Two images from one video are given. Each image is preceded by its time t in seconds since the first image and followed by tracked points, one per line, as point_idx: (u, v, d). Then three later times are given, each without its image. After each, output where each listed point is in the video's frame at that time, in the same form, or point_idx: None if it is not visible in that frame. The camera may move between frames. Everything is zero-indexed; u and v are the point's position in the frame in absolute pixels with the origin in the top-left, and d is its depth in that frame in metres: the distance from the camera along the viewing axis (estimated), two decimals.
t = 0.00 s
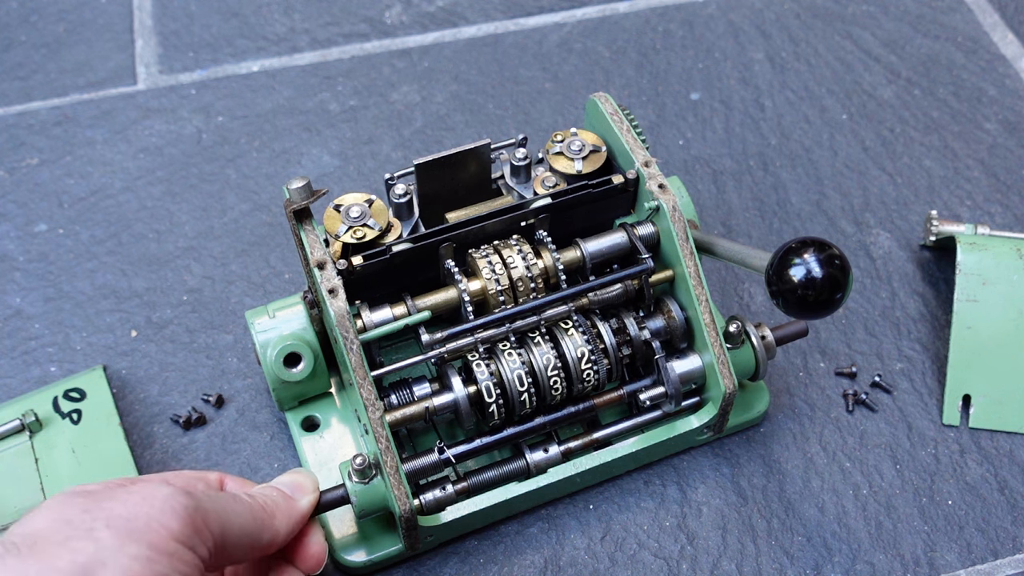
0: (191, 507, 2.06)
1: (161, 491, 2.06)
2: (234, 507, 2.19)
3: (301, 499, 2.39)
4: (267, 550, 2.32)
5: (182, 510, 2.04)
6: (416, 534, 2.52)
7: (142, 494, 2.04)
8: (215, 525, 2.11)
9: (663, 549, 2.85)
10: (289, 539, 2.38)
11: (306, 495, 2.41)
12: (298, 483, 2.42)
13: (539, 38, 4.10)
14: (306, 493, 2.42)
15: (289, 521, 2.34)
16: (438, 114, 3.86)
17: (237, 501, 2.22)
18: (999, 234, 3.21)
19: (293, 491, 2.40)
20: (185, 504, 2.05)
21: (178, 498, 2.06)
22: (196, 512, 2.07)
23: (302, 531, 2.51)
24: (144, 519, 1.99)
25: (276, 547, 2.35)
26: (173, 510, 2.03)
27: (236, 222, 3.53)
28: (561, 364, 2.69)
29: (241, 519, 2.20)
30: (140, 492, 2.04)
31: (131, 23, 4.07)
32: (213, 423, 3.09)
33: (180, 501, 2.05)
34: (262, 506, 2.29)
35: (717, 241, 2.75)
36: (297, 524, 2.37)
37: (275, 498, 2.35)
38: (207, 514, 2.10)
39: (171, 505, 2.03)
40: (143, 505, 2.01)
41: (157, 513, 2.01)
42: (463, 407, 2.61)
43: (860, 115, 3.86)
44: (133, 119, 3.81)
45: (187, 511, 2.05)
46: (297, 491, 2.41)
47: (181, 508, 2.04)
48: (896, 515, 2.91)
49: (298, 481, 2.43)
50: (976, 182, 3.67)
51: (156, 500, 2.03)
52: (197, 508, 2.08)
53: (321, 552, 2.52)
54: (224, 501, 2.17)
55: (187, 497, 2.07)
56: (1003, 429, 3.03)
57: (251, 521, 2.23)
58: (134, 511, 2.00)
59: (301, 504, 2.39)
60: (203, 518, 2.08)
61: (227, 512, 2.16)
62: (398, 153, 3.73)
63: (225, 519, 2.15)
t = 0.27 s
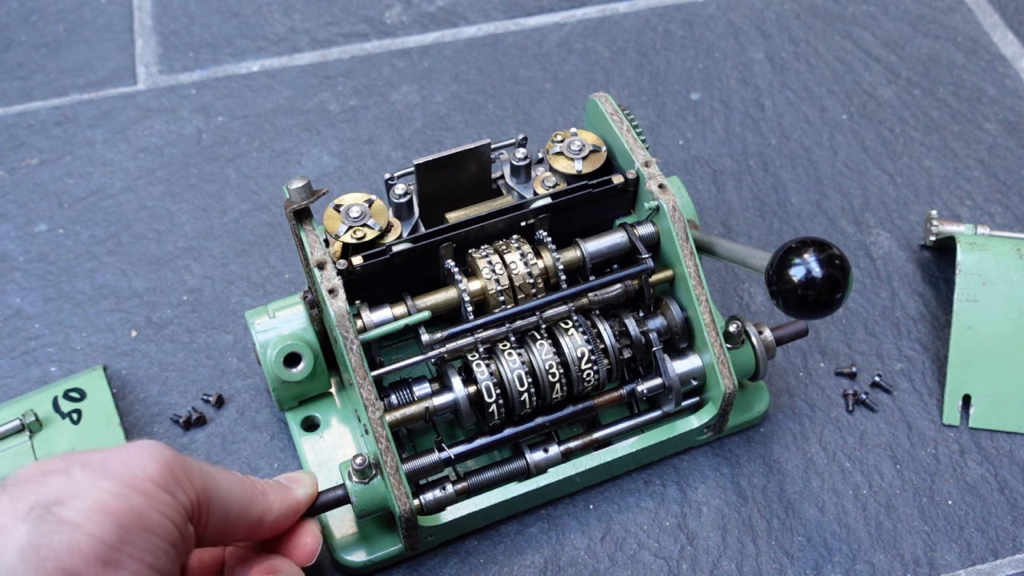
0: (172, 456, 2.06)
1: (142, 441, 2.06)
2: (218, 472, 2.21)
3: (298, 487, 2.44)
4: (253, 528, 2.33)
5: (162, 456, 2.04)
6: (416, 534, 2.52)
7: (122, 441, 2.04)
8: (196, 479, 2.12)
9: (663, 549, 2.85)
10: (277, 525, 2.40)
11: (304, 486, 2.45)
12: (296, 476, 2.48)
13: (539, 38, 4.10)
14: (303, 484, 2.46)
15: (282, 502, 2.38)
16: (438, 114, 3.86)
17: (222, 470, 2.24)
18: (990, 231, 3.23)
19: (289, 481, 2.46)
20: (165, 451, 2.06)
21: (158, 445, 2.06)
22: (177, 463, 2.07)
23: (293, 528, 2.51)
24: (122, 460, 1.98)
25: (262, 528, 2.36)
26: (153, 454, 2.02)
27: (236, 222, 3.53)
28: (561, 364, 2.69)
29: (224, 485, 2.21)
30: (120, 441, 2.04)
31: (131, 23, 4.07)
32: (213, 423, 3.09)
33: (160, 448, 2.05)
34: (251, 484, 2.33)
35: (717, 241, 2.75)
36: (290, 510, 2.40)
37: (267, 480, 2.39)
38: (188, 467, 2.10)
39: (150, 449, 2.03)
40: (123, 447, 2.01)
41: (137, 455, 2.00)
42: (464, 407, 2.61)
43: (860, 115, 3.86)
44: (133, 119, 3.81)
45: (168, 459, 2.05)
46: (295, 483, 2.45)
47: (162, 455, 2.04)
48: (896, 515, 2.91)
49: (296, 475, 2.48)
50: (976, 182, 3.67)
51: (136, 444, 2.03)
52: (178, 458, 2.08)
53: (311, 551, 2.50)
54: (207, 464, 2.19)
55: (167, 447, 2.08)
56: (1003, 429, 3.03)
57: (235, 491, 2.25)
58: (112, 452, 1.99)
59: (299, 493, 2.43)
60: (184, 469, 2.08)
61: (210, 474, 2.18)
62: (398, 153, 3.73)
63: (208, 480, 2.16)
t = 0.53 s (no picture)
0: (170, 445, 2.09)
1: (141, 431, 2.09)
2: (217, 464, 2.24)
3: (297, 485, 2.43)
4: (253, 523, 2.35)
5: (161, 444, 2.07)
6: (416, 534, 2.52)
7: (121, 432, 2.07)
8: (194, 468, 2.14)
9: (663, 549, 2.85)
10: (277, 522, 2.40)
11: (303, 483, 2.45)
12: (295, 475, 2.47)
13: (539, 38, 4.10)
14: (302, 482, 2.45)
15: (282, 497, 2.38)
16: (438, 114, 3.86)
17: (221, 463, 2.26)
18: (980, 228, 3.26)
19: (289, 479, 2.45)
20: (164, 440, 2.09)
21: (157, 434, 2.09)
22: (175, 453, 2.10)
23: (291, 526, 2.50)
24: (121, 448, 2.01)
25: (262, 523, 2.37)
26: (152, 443, 2.06)
27: (236, 222, 3.53)
28: (561, 364, 2.69)
29: (223, 477, 2.24)
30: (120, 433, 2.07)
31: (131, 23, 4.07)
32: (213, 423, 3.09)
33: (159, 437, 2.08)
34: (251, 479, 2.35)
35: (717, 241, 2.74)
36: (289, 508, 2.40)
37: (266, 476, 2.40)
38: (186, 456, 2.13)
39: (149, 437, 2.06)
40: (121, 436, 2.04)
41: (135, 442, 2.04)
42: (464, 407, 2.61)
43: (860, 115, 3.86)
44: (133, 119, 3.81)
45: (166, 447, 2.08)
46: (294, 480, 2.45)
47: (160, 443, 2.07)
48: (896, 515, 2.91)
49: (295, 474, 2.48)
50: (976, 182, 3.67)
51: (135, 433, 2.06)
52: (177, 447, 2.11)
53: (309, 548, 2.49)
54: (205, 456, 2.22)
55: (166, 437, 2.11)
56: (1003, 429, 3.03)
57: (234, 485, 2.27)
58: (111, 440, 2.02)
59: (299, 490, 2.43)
60: (182, 459, 2.11)
61: (209, 465, 2.20)
62: (398, 153, 3.73)
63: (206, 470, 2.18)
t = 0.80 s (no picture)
0: (171, 448, 2.06)
1: (142, 434, 2.06)
2: (217, 466, 2.21)
3: (297, 486, 2.44)
4: (253, 524, 2.34)
5: (161, 448, 2.03)
6: (416, 534, 2.52)
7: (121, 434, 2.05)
8: (195, 471, 2.11)
9: (663, 549, 2.85)
10: (276, 524, 2.40)
11: (303, 484, 2.45)
12: (294, 475, 2.47)
13: (539, 38, 4.10)
14: (302, 483, 2.46)
15: (282, 499, 2.38)
16: (438, 114, 3.86)
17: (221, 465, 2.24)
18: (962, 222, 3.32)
19: (288, 481, 2.45)
20: (165, 444, 2.05)
21: (157, 437, 2.06)
22: (176, 456, 2.07)
23: (292, 527, 2.51)
24: (121, 452, 1.98)
25: (262, 524, 2.36)
26: (153, 447, 2.02)
27: (236, 222, 3.53)
28: (562, 364, 2.69)
29: (224, 480, 2.21)
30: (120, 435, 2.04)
31: (131, 23, 4.07)
32: (213, 423, 3.09)
33: (160, 441, 2.05)
34: (252, 481, 2.33)
35: (717, 241, 2.74)
36: (290, 508, 2.40)
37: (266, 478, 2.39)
38: (187, 459, 2.10)
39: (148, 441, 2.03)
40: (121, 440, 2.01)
41: (135, 447, 2.00)
42: (464, 407, 2.61)
43: (860, 115, 3.86)
44: (133, 119, 3.81)
45: (167, 451, 2.05)
46: (294, 481, 2.45)
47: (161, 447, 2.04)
48: (896, 515, 2.91)
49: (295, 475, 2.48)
50: (976, 182, 3.67)
51: (135, 437, 2.03)
52: (177, 451, 2.08)
53: (311, 549, 2.51)
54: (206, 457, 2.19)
55: (166, 440, 2.08)
56: (1003, 429, 3.03)
57: (235, 486, 2.25)
58: (110, 444, 1.99)
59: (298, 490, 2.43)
60: (183, 462, 2.08)
61: (210, 468, 2.18)
62: (398, 153, 3.73)
63: (207, 473, 2.16)
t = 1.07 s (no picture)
0: (175, 460, 2.08)
1: (146, 445, 2.07)
2: (220, 475, 2.22)
3: (300, 490, 2.43)
4: (257, 530, 2.33)
5: (165, 461, 2.05)
6: (416, 534, 2.52)
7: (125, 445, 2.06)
8: (199, 483, 2.13)
9: (663, 549, 2.85)
10: (279, 528, 2.39)
11: (304, 487, 2.44)
12: (296, 478, 2.46)
13: (539, 38, 4.10)
14: (304, 486, 2.45)
15: (283, 504, 2.36)
16: (438, 114, 3.86)
17: (224, 473, 2.24)
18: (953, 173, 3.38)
19: (290, 484, 2.44)
20: (169, 456, 2.07)
21: (161, 450, 2.07)
22: (180, 468, 2.09)
23: (298, 527, 2.51)
24: (126, 466, 2.00)
25: (264, 529, 2.35)
26: (157, 460, 2.04)
27: (236, 222, 3.53)
28: (562, 364, 2.69)
29: (227, 488, 2.21)
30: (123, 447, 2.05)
31: (131, 23, 4.07)
32: (213, 423, 3.09)
33: (163, 453, 2.07)
34: (254, 486, 2.32)
35: (717, 241, 2.74)
36: (292, 512, 2.39)
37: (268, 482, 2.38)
38: (191, 470, 2.12)
39: (153, 454, 2.05)
40: (125, 453, 2.02)
41: (140, 461, 2.02)
42: (464, 407, 2.61)
43: (860, 115, 3.86)
44: (133, 119, 3.81)
45: (171, 463, 2.06)
46: (295, 484, 2.44)
47: (165, 460, 2.06)
48: (896, 515, 2.91)
49: (296, 477, 2.47)
50: (976, 182, 3.67)
51: (139, 449, 2.04)
52: (181, 462, 2.10)
53: (320, 552, 2.50)
54: (209, 466, 2.20)
55: (170, 451, 2.09)
56: (1004, 429, 3.03)
57: (238, 494, 2.25)
58: (115, 457, 2.00)
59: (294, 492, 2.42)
60: (187, 474, 2.10)
61: (212, 476, 2.18)
62: (398, 153, 3.73)
63: (211, 483, 2.17)
